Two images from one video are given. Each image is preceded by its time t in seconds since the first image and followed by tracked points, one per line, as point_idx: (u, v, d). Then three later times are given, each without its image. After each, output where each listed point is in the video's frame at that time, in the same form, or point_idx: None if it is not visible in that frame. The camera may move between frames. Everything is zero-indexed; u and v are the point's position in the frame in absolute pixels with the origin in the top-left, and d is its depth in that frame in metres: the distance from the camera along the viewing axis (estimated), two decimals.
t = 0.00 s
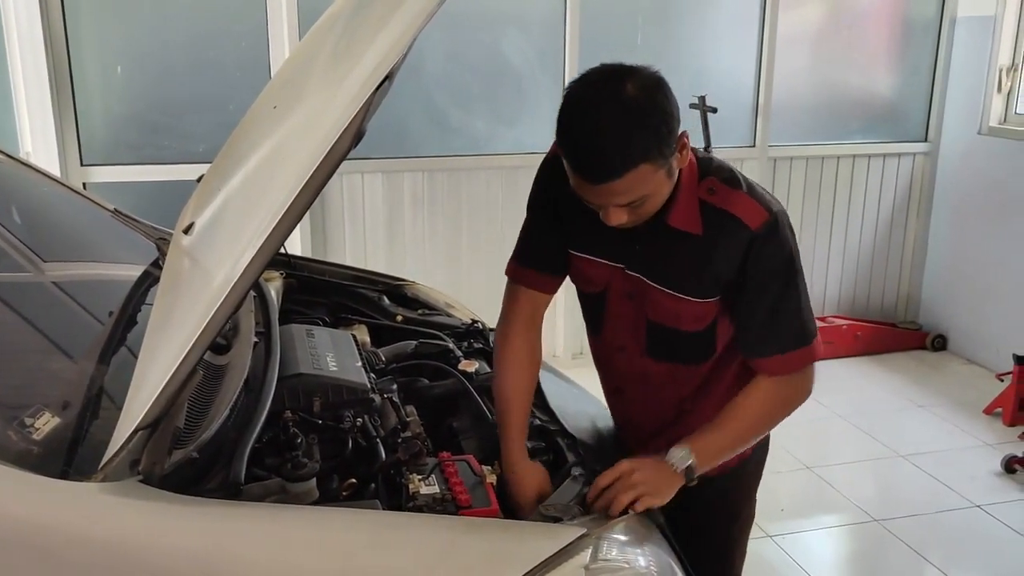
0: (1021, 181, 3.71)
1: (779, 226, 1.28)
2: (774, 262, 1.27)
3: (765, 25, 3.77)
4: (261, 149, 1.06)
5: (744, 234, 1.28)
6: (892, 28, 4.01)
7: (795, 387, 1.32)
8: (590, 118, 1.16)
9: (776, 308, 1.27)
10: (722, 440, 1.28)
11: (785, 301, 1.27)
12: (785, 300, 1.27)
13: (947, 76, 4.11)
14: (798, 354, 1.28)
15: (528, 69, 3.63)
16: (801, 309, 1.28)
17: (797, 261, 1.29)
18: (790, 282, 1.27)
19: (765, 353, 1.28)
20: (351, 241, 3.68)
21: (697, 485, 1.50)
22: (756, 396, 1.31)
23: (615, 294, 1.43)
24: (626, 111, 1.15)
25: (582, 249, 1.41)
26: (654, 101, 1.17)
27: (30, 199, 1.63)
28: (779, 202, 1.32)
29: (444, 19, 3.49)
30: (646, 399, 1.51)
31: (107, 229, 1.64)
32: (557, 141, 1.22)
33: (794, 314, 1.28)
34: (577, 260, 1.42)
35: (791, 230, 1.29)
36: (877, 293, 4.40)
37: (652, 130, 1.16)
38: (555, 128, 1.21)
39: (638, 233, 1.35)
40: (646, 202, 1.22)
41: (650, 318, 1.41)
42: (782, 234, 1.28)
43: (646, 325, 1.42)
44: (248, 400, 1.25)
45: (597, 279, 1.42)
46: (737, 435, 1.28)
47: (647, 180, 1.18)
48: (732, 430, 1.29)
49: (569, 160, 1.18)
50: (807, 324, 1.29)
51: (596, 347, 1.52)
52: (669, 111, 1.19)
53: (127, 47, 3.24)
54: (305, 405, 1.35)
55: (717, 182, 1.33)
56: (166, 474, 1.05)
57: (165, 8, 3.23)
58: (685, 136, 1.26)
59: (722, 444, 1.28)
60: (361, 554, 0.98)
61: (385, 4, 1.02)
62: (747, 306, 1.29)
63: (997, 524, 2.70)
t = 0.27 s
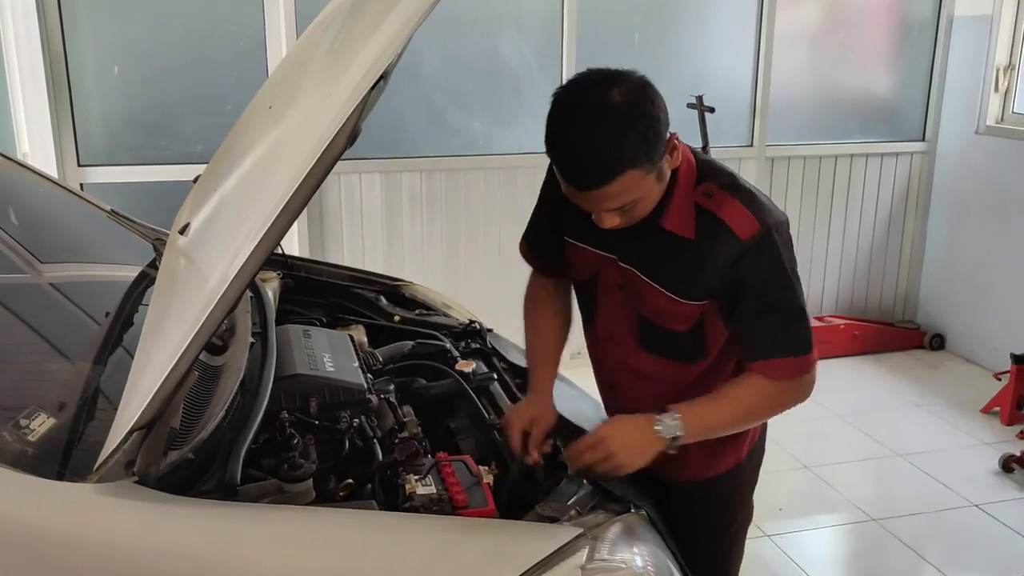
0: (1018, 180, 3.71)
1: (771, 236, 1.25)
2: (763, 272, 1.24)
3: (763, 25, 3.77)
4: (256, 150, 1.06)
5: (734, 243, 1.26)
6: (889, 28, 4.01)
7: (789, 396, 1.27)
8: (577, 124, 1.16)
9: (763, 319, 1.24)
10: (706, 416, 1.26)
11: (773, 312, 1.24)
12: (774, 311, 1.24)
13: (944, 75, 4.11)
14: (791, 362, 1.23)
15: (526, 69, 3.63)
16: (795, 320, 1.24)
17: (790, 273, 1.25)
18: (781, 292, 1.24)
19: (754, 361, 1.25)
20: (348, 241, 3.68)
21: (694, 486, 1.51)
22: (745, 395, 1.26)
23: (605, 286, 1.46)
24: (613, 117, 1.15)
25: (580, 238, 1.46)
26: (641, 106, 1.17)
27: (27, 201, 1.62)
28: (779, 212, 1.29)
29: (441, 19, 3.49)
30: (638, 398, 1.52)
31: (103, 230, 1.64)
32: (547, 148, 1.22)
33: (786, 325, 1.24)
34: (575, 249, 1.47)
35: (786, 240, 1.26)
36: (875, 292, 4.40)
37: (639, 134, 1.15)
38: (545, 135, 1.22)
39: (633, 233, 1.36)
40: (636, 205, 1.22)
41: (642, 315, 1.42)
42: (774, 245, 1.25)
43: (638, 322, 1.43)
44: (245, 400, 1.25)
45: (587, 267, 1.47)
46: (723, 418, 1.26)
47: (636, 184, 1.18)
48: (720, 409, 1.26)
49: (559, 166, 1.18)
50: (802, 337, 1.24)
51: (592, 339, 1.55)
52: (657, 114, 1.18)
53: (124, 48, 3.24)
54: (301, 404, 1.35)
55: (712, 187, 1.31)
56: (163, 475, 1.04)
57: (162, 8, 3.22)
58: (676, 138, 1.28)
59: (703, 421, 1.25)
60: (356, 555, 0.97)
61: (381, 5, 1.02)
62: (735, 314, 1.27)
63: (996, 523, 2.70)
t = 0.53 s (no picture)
0: (1016, 179, 3.72)
1: (755, 228, 1.24)
2: (742, 263, 1.23)
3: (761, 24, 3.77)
4: (254, 149, 1.06)
5: (719, 234, 1.25)
6: (887, 27, 4.01)
7: (756, 395, 1.24)
8: (570, 120, 1.16)
9: (739, 308, 1.22)
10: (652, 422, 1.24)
11: (750, 305, 1.23)
12: (750, 303, 1.23)
13: (943, 74, 4.11)
14: (761, 355, 1.22)
15: (525, 68, 3.62)
16: (772, 317, 1.24)
17: (773, 268, 1.25)
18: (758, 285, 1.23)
19: (721, 350, 1.22)
20: (347, 240, 3.68)
21: (693, 485, 1.51)
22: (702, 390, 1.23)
23: (608, 278, 1.48)
24: (605, 111, 1.15)
25: (589, 233, 1.48)
26: (634, 99, 1.16)
27: (24, 200, 1.62)
28: (771, 209, 1.28)
29: (439, 18, 3.49)
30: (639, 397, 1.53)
31: (100, 230, 1.64)
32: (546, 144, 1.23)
33: (760, 319, 1.23)
34: (585, 243, 1.50)
35: (771, 234, 1.24)
36: (874, 291, 4.40)
37: (631, 127, 1.15)
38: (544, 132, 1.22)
39: (630, 225, 1.36)
40: (636, 196, 1.22)
41: (641, 312, 1.42)
42: (756, 236, 1.24)
43: (638, 317, 1.44)
44: (242, 399, 1.25)
45: (592, 258, 1.50)
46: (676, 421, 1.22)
47: (634, 176, 1.18)
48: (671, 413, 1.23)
49: (556, 162, 1.19)
50: (774, 333, 1.23)
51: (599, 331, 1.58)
52: (650, 106, 1.18)
53: (122, 47, 3.24)
54: (298, 404, 1.34)
55: (707, 181, 1.30)
56: (160, 472, 1.04)
57: (160, 7, 3.22)
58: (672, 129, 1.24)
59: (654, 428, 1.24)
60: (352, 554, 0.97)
61: (378, 3, 1.02)
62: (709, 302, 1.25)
63: (994, 522, 2.70)
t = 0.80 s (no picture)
0: (1016, 179, 3.72)
1: (762, 230, 1.24)
2: (751, 266, 1.23)
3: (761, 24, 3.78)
4: (256, 150, 1.06)
5: (722, 234, 1.26)
6: (887, 27, 4.02)
7: (759, 398, 1.26)
8: (571, 120, 1.17)
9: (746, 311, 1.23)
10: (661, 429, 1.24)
11: (756, 307, 1.22)
12: (762, 307, 1.23)
13: (943, 73, 4.11)
14: (769, 358, 1.23)
15: (525, 68, 3.62)
16: (780, 318, 1.24)
17: (781, 270, 1.24)
18: (767, 288, 1.23)
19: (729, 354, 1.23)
20: (347, 240, 3.68)
21: (696, 484, 1.51)
22: (711, 395, 1.24)
23: (613, 281, 1.48)
24: (605, 111, 1.15)
25: (594, 235, 1.50)
26: (634, 99, 1.16)
27: (26, 200, 1.62)
28: (779, 212, 1.28)
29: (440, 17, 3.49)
30: (644, 398, 1.54)
31: (103, 230, 1.64)
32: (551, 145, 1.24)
33: (769, 322, 1.23)
34: (590, 245, 1.51)
35: (780, 237, 1.24)
36: (874, 290, 4.40)
37: (632, 126, 1.15)
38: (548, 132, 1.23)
39: (635, 224, 1.37)
40: (640, 196, 1.22)
41: (645, 313, 1.44)
42: (764, 239, 1.24)
43: (642, 318, 1.45)
44: (244, 399, 1.25)
45: (598, 262, 1.51)
46: (687, 428, 1.23)
47: (635, 175, 1.18)
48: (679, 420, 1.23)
49: (559, 163, 1.20)
50: (783, 335, 1.24)
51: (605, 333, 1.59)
52: (652, 105, 1.18)
53: (123, 47, 3.24)
54: (300, 403, 1.34)
55: (712, 182, 1.31)
56: (164, 472, 1.05)
57: (160, 7, 3.22)
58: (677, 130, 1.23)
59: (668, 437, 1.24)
60: (354, 554, 0.97)
61: (379, 5, 1.02)
62: (711, 302, 1.26)
63: (994, 521, 2.70)
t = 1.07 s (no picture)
0: (1017, 177, 3.72)
1: (762, 231, 1.24)
2: (750, 267, 1.23)
3: (762, 22, 3.78)
4: (256, 148, 1.06)
5: (723, 235, 1.26)
6: (887, 25, 4.02)
7: (756, 399, 1.26)
8: (569, 120, 1.17)
9: (745, 312, 1.23)
10: (655, 426, 1.25)
11: (755, 308, 1.23)
12: (759, 308, 1.23)
13: (943, 71, 4.11)
14: (765, 359, 1.23)
15: (525, 67, 3.62)
16: (778, 319, 1.24)
17: (781, 271, 1.24)
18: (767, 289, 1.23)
19: (727, 355, 1.23)
20: (347, 239, 3.68)
21: (696, 482, 1.52)
22: (708, 394, 1.24)
23: (615, 282, 1.48)
24: (604, 111, 1.15)
25: (595, 236, 1.49)
26: (634, 101, 1.16)
27: (26, 198, 1.62)
28: (781, 213, 1.27)
29: (440, 16, 3.49)
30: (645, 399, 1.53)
31: (103, 228, 1.64)
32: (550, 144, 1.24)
33: (766, 323, 1.23)
34: (590, 246, 1.51)
35: (780, 238, 1.24)
36: (874, 289, 4.40)
37: (631, 128, 1.15)
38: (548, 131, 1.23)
39: (637, 224, 1.37)
40: (638, 198, 1.22)
41: (647, 314, 1.43)
42: (763, 239, 1.24)
43: (644, 319, 1.45)
44: (244, 398, 1.25)
45: (600, 263, 1.50)
46: (681, 428, 1.24)
47: (633, 177, 1.18)
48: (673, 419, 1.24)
49: (557, 162, 1.20)
50: (781, 336, 1.24)
51: (606, 334, 1.58)
52: (651, 106, 1.17)
53: (123, 46, 3.24)
54: (301, 402, 1.34)
55: (715, 183, 1.30)
56: (164, 470, 1.05)
57: (160, 5, 3.22)
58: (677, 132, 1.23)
59: (661, 435, 1.25)
60: (354, 553, 0.97)
61: (379, 3, 1.02)
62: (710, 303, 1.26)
63: (994, 520, 2.70)
